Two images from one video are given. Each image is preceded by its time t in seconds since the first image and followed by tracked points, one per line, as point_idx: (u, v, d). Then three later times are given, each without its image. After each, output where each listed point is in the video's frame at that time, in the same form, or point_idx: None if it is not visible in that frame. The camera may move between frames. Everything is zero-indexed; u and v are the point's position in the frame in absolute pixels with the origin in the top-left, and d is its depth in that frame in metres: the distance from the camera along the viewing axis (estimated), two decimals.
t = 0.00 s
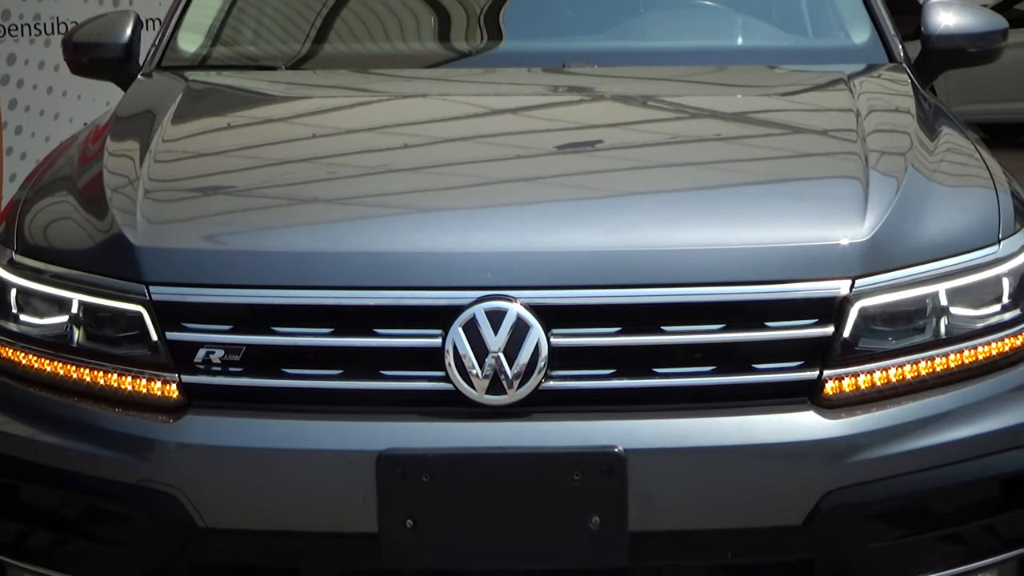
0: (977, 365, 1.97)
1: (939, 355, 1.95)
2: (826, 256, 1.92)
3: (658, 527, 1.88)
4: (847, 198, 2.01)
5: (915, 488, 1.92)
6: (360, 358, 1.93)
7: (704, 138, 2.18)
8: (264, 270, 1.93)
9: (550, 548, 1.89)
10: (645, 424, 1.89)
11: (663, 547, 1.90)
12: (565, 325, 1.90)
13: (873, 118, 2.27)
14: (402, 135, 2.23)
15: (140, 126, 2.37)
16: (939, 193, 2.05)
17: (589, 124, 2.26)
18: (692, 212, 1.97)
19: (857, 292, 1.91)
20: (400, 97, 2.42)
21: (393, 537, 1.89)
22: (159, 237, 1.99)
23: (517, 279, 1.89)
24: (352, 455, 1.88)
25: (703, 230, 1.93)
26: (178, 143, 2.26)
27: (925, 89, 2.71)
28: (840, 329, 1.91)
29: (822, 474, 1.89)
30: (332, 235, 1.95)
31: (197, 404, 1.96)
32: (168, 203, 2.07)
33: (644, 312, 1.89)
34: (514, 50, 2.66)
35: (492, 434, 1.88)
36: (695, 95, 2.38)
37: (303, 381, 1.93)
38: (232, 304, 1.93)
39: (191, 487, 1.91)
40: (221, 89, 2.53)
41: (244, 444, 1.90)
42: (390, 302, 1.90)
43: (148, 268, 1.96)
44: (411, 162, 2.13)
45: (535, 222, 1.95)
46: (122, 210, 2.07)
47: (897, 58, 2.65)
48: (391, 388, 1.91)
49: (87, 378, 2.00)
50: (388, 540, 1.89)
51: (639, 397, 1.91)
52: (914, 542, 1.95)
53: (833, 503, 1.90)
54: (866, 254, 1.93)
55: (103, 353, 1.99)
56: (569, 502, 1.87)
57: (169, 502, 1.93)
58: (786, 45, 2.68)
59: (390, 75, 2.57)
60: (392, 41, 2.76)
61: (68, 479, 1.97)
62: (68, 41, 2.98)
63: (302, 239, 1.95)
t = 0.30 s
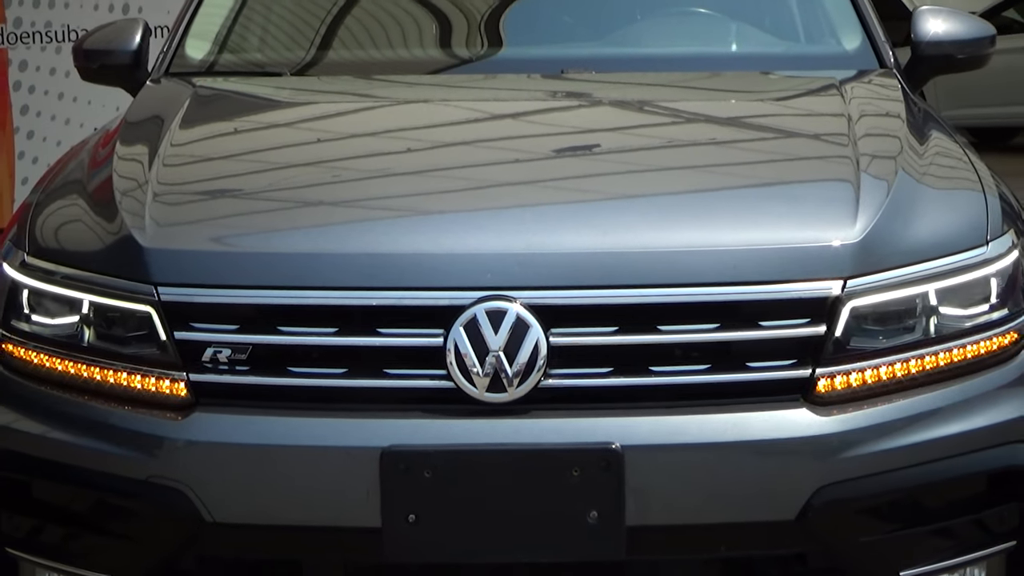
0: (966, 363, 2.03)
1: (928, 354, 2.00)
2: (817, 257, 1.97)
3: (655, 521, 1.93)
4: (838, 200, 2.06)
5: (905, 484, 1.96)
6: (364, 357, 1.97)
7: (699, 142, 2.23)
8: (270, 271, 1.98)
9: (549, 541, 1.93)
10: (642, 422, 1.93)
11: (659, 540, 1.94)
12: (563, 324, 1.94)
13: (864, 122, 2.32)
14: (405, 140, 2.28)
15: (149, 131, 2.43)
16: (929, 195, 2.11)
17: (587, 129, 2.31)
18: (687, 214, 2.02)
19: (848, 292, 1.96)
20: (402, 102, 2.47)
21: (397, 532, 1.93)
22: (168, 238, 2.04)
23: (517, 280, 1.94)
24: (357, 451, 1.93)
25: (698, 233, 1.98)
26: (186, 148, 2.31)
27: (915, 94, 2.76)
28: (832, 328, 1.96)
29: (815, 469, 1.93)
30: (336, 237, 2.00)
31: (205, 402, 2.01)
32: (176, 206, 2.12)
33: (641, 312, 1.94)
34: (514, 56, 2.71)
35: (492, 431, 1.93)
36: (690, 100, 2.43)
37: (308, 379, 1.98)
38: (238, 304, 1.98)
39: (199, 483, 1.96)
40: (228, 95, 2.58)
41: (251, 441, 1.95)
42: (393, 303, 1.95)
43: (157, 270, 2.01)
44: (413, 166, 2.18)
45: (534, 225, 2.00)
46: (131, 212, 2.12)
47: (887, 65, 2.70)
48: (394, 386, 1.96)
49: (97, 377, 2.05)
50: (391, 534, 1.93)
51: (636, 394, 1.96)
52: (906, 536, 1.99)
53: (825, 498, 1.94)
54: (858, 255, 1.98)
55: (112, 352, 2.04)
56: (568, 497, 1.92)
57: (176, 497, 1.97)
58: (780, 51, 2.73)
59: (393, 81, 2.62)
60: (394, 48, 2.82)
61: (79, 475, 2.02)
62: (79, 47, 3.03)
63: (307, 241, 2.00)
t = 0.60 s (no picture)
0: (955, 362, 2.08)
1: (917, 353, 2.06)
2: (809, 258, 2.02)
3: (651, 516, 1.98)
4: (830, 203, 2.11)
5: (895, 480, 2.01)
6: (368, 357, 2.02)
7: (694, 147, 2.29)
8: (276, 273, 2.03)
9: (548, 536, 1.98)
10: (638, 419, 1.98)
11: (655, 534, 1.99)
12: (562, 324, 1.99)
13: (855, 128, 2.37)
14: (408, 145, 2.34)
15: (158, 136, 2.48)
16: (918, 199, 2.16)
17: (585, 134, 2.36)
18: (682, 217, 2.07)
19: (840, 293, 2.02)
20: (405, 108, 2.53)
21: (400, 526, 1.98)
22: (177, 241, 2.10)
23: (517, 281, 1.99)
24: (361, 448, 1.98)
25: (693, 235, 2.04)
26: (194, 152, 2.37)
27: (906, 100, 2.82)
28: (824, 328, 2.01)
29: (807, 466, 1.98)
30: (341, 239, 2.06)
31: (212, 400, 2.06)
32: (185, 209, 2.17)
33: (637, 312, 1.99)
34: (513, 63, 2.77)
35: (492, 428, 1.98)
36: (685, 106, 2.49)
37: (314, 378, 2.03)
38: (245, 305, 2.03)
39: (207, 479, 2.01)
40: (235, 101, 2.64)
41: (258, 438, 2.00)
42: (397, 303, 2.00)
43: (166, 271, 2.06)
44: (415, 170, 2.24)
45: (533, 228, 2.05)
46: (141, 215, 2.17)
47: (878, 71, 2.76)
48: (397, 385, 2.01)
49: (108, 375, 2.10)
50: (394, 529, 1.98)
51: (632, 393, 2.01)
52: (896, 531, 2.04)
53: (817, 494, 1.99)
54: (849, 257, 2.03)
55: (122, 351, 2.09)
56: (567, 492, 1.97)
57: (185, 492, 2.02)
58: (774, 59, 2.79)
59: (396, 87, 2.68)
60: (397, 55, 2.88)
61: (90, 471, 2.07)
62: (90, 55, 3.08)
63: (312, 243, 2.06)
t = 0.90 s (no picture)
0: (945, 361, 2.13)
1: (907, 352, 2.11)
2: (802, 260, 2.07)
3: (648, 511, 2.03)
4: (822, 206, 2.16)
5: (886, 476, 2.06)
6: (372, 355, 2.07)
7: (690, 151, 2.34)
8: (282, 273, 2.08)
9: (546, 530, 2.04)
10: (636, 416, 2.03)
11: (651, 528, 2.04)
12: (561, 324, 2.04)
13: (847, 132, 2.43)
14: (410, 149, 2.40)
15: (167, 140, 2.54)
16: (909, 202, 2.21)
17: (583, 138, 2.42)
18: (678, 219, 2.13)
19: (831, 293, 2.07)
20: (408, 113, 2.59)
21: (402, 521, 2.03)
22: (185, 242, 2.15)
23: (517, 282, 2.04)
24: (365, 445, 2.03)
25: (689, 236, 2.09)
26: (202, 156, 2.42)
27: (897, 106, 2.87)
28: (816, 327, 2.06)
29: (800, 462, 2.03)
30: (345, 241, 2.11)
31: (220, 398, 2.10)
32: (193, 211, 2.23)
33: (634, 312, 2.04)
34: (513, 69, 2.83)
35: (493, 425, 2.03)
36: (681, 111, 2.54)
37: (319, 376, 2.07)
38: (252, 304, 2.08)
39: (214, 474, 2.06)
40: (242, 106, 2.70)
41: (263, 435, 2.05)
42: (400, 303, 2.05)
43: (175, 272, 2.11)
44: (418, 174, 2.30)
45: (533, 229, 2.11)
46: (150, 217, 2.23)
47: (868, 77, 2.82)
48: (400, 383, 2.06)
49: (118, 373, 2.15)
50: (398, 524, 2.03)
51: (630, 390, 2.06)
52: (886, 526, 2.09)
53: (810, 490, 2.04)
54: (841, 258, 2.08)
55: (132, 350, 2.14)
56: (565, 487, 2.02)
57: (193, 487, 2.07)
58: (768, 65, 2.85)
59: (399, 93, 2.74)
60: (400, 61, 2.94)
61: (100, 467, 2.12)
62: (101, 61, 3.13)
63: (317, 244, 2.11)
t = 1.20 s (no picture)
0: (934, 359, 2.18)
1: (898, 350, 2.16)
2: (795, 261, 2.12)
3: (644, 506, 2.08)
4: (814, 208, 2.22)
5: (877, 471, 2.12)
6: (376, 354, 2.12)
7: (687, 154, 2.40)
8: (287, 274, 2.13)
9: (545, 525, 2.09)
10: (633, 413, 2.08)
11: (648, 523, 2.09)
12: (560, 323, 2.09)
13: (840, 136, 2.48)
14: (413, 153, 2.45)
15: (175, 144, 2.59)
16: (899, 204, 2.27)
17: (582, 142, 2.47)
18: (674, 221, 2.18)
19: (824, 294, 2.12)
20: (410, 118, 2.65)
21: (405, 516, 2.08)
22: (193, 244, 2.20)
23: (517, 282, 2.09)
24: (369, 442, 2.08)
25: (684, 238, 2.14)
26: (210, 160, 2.48)
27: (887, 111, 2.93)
28: (809, 326, 2.11)
29: (793, 458, 2.08)
30: (349, 243, 2.16)
31: (228, 396, 2.15)
32: (201, 213, 2.28)
33: (632, 311, 2.09)
34: (513, 75, 2.89)
35: (494, 422, 2.08)
36: (677, 115, 2.60)
37: (323, 375, 2.12)
38: (258, 304, 2.12)
39: (222, 470, 2.11)
40: (249, 111, 2.76)
41: (269, 431, 2.10)
42: (403, 303, 2.10)
43: (183, 273, 2.16)
44: (421, 177, 2.35)
45: (533, 231, 2.16)
46: (159, 219, 2.28)
47: (860, 82, 2.88)
48: (403, 381, 2.11)
49: (128, 372, 2.20)
50: (400, 518, 2.09)
51: (627, 388, 2.10)
52: (878, 520, 2.14)
53: (803, 485, 2.09)
54: (833, 260, 2.13)
55: (142, 349, 2.19)
56: (564, 483, 2.07)
57: (200, 483, 2.12)
58: (763, 71, 2.91)
59: (402, 98, 2.80)
60: (403, 67, 2.99)
61: (110, 463, 2.17)
62: (111, 67, 3.19)
63: (322, 246, 2.16)
